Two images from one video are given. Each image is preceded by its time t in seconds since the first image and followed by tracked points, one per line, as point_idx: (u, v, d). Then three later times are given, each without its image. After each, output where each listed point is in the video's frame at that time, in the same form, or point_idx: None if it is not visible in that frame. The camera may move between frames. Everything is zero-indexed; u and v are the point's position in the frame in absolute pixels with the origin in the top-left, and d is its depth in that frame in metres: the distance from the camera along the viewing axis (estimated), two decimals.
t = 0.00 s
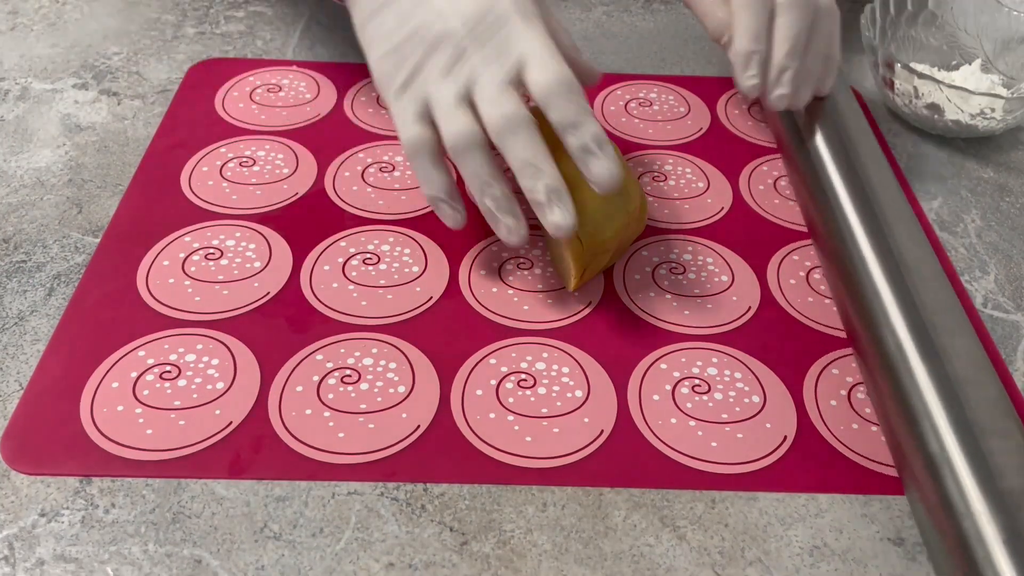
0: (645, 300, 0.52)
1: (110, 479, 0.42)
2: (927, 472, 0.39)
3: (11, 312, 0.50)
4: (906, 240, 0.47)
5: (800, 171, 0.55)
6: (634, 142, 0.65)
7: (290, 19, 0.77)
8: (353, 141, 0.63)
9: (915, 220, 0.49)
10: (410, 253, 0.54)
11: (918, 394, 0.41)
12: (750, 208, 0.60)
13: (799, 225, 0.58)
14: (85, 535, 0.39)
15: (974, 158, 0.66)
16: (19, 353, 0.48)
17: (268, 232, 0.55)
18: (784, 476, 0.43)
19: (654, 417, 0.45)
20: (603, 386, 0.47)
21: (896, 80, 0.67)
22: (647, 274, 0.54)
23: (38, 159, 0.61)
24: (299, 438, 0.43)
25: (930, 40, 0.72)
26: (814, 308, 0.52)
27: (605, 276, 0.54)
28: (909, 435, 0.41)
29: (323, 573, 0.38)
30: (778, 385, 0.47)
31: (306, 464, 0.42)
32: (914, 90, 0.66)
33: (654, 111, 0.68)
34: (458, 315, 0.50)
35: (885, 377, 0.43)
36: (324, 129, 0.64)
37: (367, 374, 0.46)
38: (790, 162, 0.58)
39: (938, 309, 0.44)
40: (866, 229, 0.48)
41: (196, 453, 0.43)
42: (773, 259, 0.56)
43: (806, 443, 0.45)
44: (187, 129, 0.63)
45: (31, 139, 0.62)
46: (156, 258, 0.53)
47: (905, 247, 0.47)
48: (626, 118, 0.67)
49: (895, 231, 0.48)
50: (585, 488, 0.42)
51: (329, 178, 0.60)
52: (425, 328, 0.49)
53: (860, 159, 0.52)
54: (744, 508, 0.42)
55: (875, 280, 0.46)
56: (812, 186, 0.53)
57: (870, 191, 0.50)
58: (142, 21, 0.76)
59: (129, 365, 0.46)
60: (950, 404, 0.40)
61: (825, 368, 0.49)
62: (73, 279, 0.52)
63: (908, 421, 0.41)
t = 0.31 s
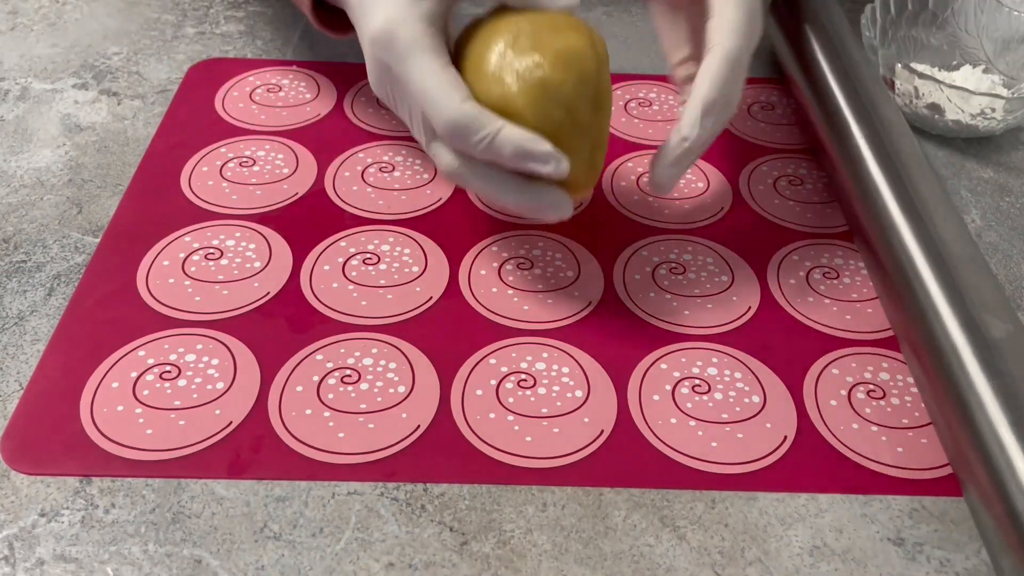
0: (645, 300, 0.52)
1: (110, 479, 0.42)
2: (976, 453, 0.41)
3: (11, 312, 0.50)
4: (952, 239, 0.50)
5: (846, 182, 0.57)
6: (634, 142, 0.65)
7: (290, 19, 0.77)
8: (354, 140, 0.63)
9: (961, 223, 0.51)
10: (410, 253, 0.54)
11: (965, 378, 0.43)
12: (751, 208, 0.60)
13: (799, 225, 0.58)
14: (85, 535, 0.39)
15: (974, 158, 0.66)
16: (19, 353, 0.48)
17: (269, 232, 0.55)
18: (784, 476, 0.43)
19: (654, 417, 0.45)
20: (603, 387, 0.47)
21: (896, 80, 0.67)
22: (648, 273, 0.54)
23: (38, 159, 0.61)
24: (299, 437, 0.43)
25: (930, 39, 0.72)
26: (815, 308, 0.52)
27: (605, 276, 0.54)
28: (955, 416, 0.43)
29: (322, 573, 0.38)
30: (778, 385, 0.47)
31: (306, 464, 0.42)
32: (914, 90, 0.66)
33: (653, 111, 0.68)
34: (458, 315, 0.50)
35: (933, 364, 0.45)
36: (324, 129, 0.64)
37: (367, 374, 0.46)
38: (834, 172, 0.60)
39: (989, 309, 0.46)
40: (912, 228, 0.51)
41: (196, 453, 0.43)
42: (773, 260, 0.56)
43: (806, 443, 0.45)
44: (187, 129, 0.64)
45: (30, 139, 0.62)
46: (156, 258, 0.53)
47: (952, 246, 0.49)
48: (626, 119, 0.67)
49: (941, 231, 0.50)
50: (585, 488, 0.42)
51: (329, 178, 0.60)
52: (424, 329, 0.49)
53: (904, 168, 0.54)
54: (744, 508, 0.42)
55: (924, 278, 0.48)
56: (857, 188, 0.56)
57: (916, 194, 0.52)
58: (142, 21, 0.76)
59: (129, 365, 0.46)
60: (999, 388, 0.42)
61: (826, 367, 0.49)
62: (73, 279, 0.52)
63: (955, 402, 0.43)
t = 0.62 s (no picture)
0: (645, 300, 0.52)
1: (110, 479, 0.42)
2: (976, 453, 0.41)
3: (11, 312, 0.50)
4: (952, 239, 0.50)
5: (846, 183, 0.57)
6: (634, 142, 0.65)
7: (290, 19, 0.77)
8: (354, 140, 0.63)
9: (961, 224, 0.51)
10: (410, 252, 0.54)
11: (965, 377, 0.43)
12: (751, 208, 0.60)
13: (800, 225, 0.58)
14: (85, 535, 0.39)
15: (974, 157, 0.66)
16: (20, 353, 0.48)
17: (269, 232, 0.55)
18: (783, 476, 0.43)
19: (654, 417, 0.45)
20: (603, 387, 0.47)
21: (896, 80, 0.67)
22: (647, 273, 0.54)
23: (38, 159, 0.61)
24: (299, 437, 0.43)
25: (931, 40, 0.72)
26: (816, 309, 0.52)
27: (605, 276, 0.54)
28: (954, 416, 0.43)
29: (322, 573, 0.38)
30: (778, 385, 0.47)
31: (306, 463, 0.42)
32: (914, 90, 0.66)
33: (654, 111, 0.68)
34: (458, 315, 0.50)
35: (932, 363, 0.45)
36: (324, 128, 0.64)
37: (368, 374, 0.46)
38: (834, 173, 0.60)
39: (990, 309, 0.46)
40: (911, 228, 0.51)
41: (196, 453, 0.43)
42: (774, 259, 0.56)
43: (806, 443, 0.45)
44: (187, 128, 0.64)
45: (30, 139, 0.62)
46: (156, 258, 0.53)
47: (952, 246, 0.49)
48: (627, 118, 0.67)
49: (941, 231, 0.50)
50: (584, 488, 0.42)
51: (329, 177, 0.60)
52: (425, 329, 0.49)
53: (904, 168, 0.54)
54: (744, 508, 0.42)
55: (924, 279, 0.48)
56: (856, 188, 0.56)
57: (916, 195, 0.53)
58: (142, 20, 0.76)
59: (129, 365, 0.46)
60: (999, 388, 0.42)
61: (826, 367, 0.49)
62: (73, 279, 0.52)
63: (954, 401, 0.43)
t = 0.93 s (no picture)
0: (645, 300, 0.52)
1: (110, 479, 0.42)
2: (976, 454, 0.41)
3: (11, 312, 0.50)
4: (952, 239, 0.50)
5: (846, 183, 0.58)
6: (634, 142, 0.65)
7: (290, 18, 0.77)
8: (354, 140, 0.63)
9: (961, 224, 0.51)
10: (410, 252, 0.54)
11: (965, 377, 0.43)
12: (751, 208, 0.60)
13: (800, 225, 0.58)
14: (85, 535, 0.39)
15: (974, 157, 0.66)
16: (19, 353, 0.48)
17: (269, 232, 0.55)
18: (783, 476, 0.43)
19: (653, 417, 0.45)
20: (603, 387, 0.47)
21: (896, 80, 0.67)
22: (647, 273, 0.54)
23: (38, 159, 0.61)
24: (299, 437, 0.43)
25: (931, 40, 0.72)
26: (815, 308, 0.52)
27: (605, 276, 0.54)
28: (954, 416, 0.43)
29: (322, 572, 0.38)
30: (778, 385, 0.47)
31: (306, 463, 0.42)
32: (914, 90, 0.66)
33: (654, 111, 0.68)
34: (458, 315, 0.50)
35: (933, 363, 0.45)
36: (324, 128, 0.64)
37: (367, 374, 0.46)
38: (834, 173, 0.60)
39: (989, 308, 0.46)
40: (911, 228, 0.51)
41: (196, 453, 0.43)
42: (774, 259, 0.56)
43: (806, 443, 0.45)
44: (187, 128, 0.64)
45: (30, 139, 0.62)
46: (156, 258, 0.53)
47: (952, 245, 0.49)
48: (627, 118, 0.67)
49: (941, 231, 0.50)
50: (584, 488, 0.42)
51: (328, 177, 0.60)
52: (424, 328, 0.49)
53: (904, 168, 0.54)
54: (744, 508, 0.42)
55: (924, 279, 0.48)
56: (857, 188, 0.56)
57: (916, 194, 0.53)
58: (142, 21, 0.76)
59: (129, 365, 0.46)
60: (998, 388, 0.42)
61: (826, 367, 0.49)
62: (73, 279, 0.52)
63: (954, 401, 0.43)
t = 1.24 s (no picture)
0: (645, 300, 0.52)
1: (110, 479, 0.42)
2: (976, 453, 0.41)
3: (11, 312, 0.50)
4: (952, 239, 0.50)
5: (846, 183, 0.57)
6: (634, 142, 0.65)
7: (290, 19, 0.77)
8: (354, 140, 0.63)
9: (961, 224, 0.51)
10: (410, 252, 0.54)
11: (965, 377, 0.43)
12: (751, 208, 0.60)
13: (800, 225, 0.58)
14: (85, 535, 0.39)
15: (974, 158, 0.66)
16: (20, 353, 0.48)
17: (269, 232, 0.55)
18: (783, 475, 0.43)
19: (653, 417, 0.45)
20: (603, 387, 0.47)
21: (896, 80, 0.67)
22: (647, 273, 0.54)
23: (38, 159, 0.61)
24: (299, 437, 0.43)
25: (931, 40, 0.72)
26: (816, 309, 0.52)
27: (604, 276, 0.54)
28: (954, 415, 0.43)
29: (322, 573, 0.38)
30: (778, 385, 0.47)
31: (306, 463, 0.42)
32: (914, 90, 0.66)
33: (654, 111, 0.68)
34: (458, 315, 0.50)
35: (932, 363, 0.45)
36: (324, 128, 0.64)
37: (368, 374, 0.46)
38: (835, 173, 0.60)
39: (989, 308, 0.46)
40: (912, 228, 0.51)
41: (196, 453, 0.43)
42: (774, 259, 0.56)
43: (806, 443, 0.45)
44: (187, 128, 0.64)
45: (30, 139, 0.62)
46: (156, 258, 0.53)
47: (952, 245, 0.49)
48: (626, 118, 0.67)
49: (941, 231, 0.50)
50: (584, 488, 0.42)
51: (328, 177, 0.60)
52: (424, 328, 0.49)
53: (904, 169, 0.54)
54: (744, 508, 0.42)
55: (923, 279, 0.48)
56: (856, 188, 0.56)
57: (916, 194, 0.53)
58: (142, 20, 0.76)
59: (130, 365, 0.46)
60: (999, 387, 0.42)
61: (826, 367, 0.49)
62: (73, 279, 0.52)
63: (954, 401, 0.43)
